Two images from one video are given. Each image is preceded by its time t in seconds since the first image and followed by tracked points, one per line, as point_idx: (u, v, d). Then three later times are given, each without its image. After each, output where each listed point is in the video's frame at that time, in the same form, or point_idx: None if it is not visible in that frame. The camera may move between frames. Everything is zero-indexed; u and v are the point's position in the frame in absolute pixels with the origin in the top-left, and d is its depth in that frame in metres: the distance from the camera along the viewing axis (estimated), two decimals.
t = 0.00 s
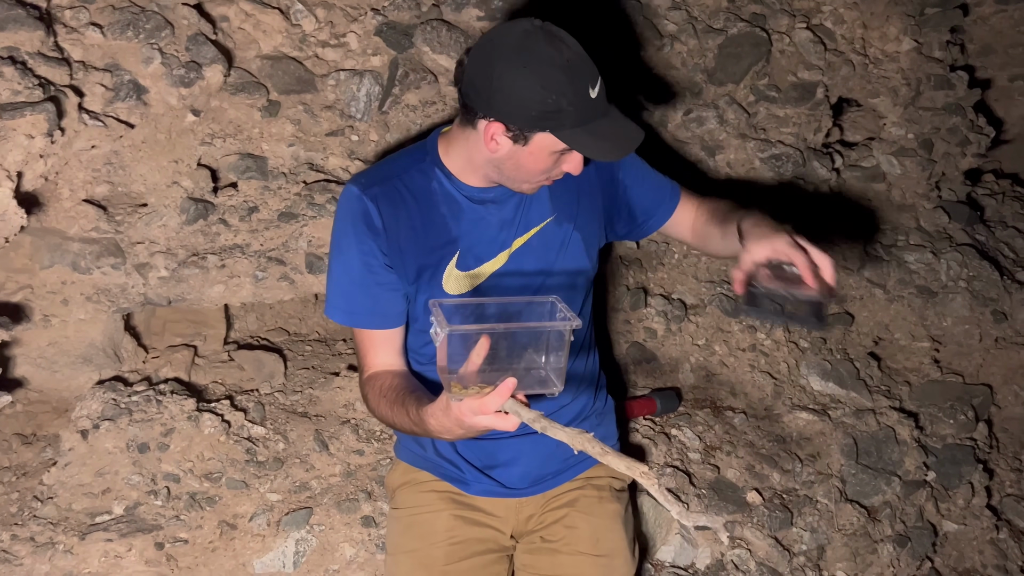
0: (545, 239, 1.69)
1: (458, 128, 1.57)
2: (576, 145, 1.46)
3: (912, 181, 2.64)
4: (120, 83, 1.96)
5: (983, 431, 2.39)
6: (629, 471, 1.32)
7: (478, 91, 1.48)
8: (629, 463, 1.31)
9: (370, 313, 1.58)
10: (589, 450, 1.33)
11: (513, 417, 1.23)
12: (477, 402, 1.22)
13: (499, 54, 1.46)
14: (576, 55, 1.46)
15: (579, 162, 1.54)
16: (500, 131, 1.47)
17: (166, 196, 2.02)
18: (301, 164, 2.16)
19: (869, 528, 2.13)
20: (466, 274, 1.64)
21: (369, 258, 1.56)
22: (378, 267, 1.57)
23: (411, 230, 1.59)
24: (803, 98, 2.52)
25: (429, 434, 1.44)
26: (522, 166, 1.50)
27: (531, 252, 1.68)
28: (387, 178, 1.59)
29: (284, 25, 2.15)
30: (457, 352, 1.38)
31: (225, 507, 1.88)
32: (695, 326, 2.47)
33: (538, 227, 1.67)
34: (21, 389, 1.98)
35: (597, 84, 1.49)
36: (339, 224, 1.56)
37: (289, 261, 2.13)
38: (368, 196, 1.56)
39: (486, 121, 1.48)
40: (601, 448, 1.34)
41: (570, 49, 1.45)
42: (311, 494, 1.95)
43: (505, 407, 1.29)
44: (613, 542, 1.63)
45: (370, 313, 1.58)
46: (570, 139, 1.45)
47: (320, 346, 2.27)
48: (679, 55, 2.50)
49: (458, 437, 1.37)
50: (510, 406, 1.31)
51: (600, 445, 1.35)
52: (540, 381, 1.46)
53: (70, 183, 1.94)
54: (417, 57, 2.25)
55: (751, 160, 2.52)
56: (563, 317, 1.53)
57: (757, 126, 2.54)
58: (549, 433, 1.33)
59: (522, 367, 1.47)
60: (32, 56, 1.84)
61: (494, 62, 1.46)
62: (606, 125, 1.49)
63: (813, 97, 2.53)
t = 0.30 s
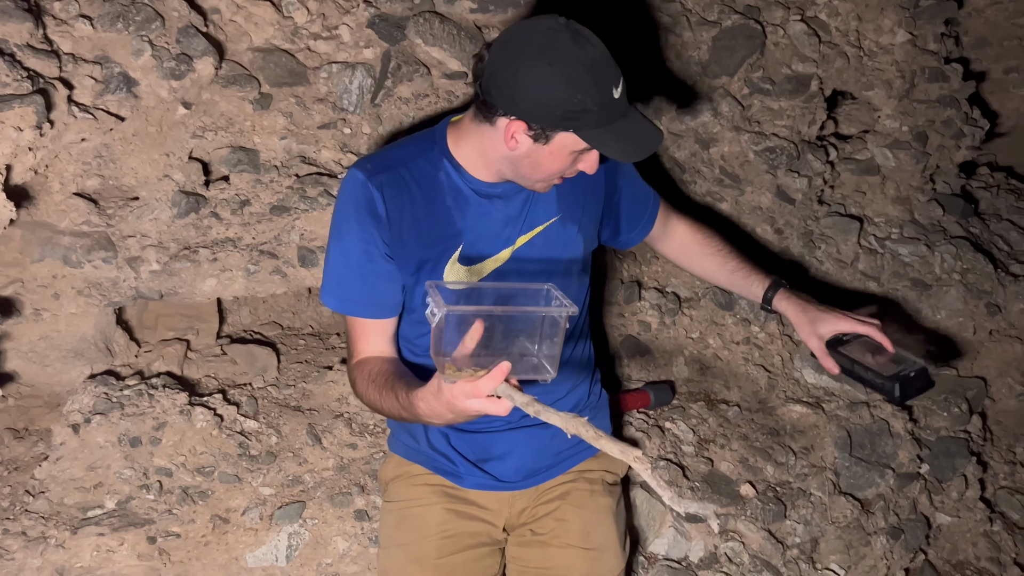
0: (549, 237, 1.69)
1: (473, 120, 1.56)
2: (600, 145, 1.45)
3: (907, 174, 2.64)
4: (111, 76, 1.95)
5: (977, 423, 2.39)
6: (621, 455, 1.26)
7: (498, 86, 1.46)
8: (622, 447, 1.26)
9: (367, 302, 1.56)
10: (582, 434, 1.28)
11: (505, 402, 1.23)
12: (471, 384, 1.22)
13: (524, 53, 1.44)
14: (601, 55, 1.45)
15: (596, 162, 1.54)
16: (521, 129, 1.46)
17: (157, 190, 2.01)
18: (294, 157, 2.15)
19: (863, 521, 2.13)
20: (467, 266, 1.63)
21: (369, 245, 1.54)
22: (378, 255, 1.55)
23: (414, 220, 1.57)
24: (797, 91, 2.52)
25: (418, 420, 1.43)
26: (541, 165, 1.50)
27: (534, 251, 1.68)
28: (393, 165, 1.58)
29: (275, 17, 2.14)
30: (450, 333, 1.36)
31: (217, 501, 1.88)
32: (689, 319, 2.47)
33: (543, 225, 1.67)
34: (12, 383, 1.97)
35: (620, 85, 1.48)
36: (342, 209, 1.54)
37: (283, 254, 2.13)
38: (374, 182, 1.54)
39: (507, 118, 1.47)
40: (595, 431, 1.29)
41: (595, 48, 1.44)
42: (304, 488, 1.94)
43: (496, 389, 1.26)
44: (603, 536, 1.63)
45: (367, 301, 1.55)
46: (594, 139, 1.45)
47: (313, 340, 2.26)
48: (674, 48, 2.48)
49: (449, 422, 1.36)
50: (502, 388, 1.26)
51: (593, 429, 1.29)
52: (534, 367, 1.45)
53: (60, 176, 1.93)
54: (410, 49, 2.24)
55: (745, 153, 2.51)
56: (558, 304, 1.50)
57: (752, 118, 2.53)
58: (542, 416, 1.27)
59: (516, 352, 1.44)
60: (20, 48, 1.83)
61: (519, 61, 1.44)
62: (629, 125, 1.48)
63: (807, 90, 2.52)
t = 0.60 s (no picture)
0: (556, 246, 1.70)
1: (489, 126, 1.56)
2: (619, 158, 1.47)
3: (907, 177, 2.64)
4: (112, 80, 1.95)
5: (978, 426, 2.39)
6: (633, 457, 1.24)
7: (519, 92, 1.46)
8: (635, 449, 1.24)
9: (375, 304, 1.56)
10: (595, 436, 1.27)
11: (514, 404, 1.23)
12: (480, 387, 1.22)
13: (550, 63, 1.43)
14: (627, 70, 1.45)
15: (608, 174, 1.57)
16: (542, 139, 1.47)
17: (159, 194, 2.02)
18: (295, 161, 2.15)
19: (865, 523, 2.13)
20: (477, 271, 1.63)
21: (379, 248, 1.54)
22: (388, 258, 1.55)
23: (425, 224, 1.57)
24: (797, 94, 2.52)
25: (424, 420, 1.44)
26: (558, 175, 1.52)
27: (541, 258, 1.69)
28: (405, 168, 1.58)
29: (277, 21, 2.15)
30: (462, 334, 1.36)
31: (219, 504, 1.88)
32: (689, 321, 2.47)
33: (552, 233, 1.68)
34: (13, 387, 1.97)
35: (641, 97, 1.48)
36: (354, 210, 1.54)
37: (284, 258, 2.12)
38: (387, 186, 1.54)
39: (528, 128, 1.48)
40: (607, 434, 1.28)
41: (622, 62, 1.44)
42: (306, 491, 1.94)
43: (507, 391, 1.26)
44: (605, 539, 1.63)
45: (376, 304, 1.55)
46: (613, 152, 1.46)
47: (314, 344, 2.27)
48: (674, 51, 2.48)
49: (457, 422, 1.37)
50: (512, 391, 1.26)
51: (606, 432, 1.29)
52: (542, 370, 1.45)
53: (62, 181, 1.94)
54: (411, 53, 2.25)
55: (745, 156, 2.51)
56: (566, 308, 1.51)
57: (752, 122, 2.53)
58: (552, 418, 1.28)
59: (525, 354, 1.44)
60: (23, 53, 1.84)
61: (545, 70, 1.43)
62: (648, 137, 1.48)
63: (808, 92, 2.52)
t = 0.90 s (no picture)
0: (557, 247, 1.69)
1: (493, 123, 1.57)
2: (627, 148, 1.49)
3: (903, 175, 2.64)
4: (107, 79, 1.95)
5: (974, 425, 2.39)
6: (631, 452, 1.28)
7: (524, 87, 1.48)
8: (632, 445, 1.28)
9: (374, 299, 1.55)
10: (593, 432, 1.29)
11: (513, 399, 1.23)
12: (480, 381, 1.23)
13: (554, 56, 1.45)
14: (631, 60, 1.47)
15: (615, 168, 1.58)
16: (550, 133, 1.48)
17: (154, 193, 2.01)
18: (291, 160, 2.15)
19: (861, 522, 2.13)
20: (478, 269, 1.63)
21: (380, 243, 1.54)
22: (389, 253, 1.54)
23: (427, 221, 1.57)
24: (794, 93, 2.52)
25: (423, 415, 1.44)
26: (566, 169, 1.52)
27: (541, 258, 1.69)
28: (409, 164, 1.57)
29: (272, 20, 2.14)
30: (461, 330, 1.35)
31: (214, 505, 1.87)
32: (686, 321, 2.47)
33: (552, 234, 1.67)
34: (8, 387, 1.97)
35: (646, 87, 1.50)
36: (356, 204, 1.54)
37: (279, 257, 2.11)
38: (390, 180, 1.54)
39: (536, 122, 1.49)
40: (605, 430, 1.30)
41: (625, 52, 1.46)
42: (302, 491, 1.94)
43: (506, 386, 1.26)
44: (602, 538, 1.63)
45: (375, 299, 1.55)
46: (621, 142, 1.48)
47: (311, 343, 2.26)
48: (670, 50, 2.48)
49: (455, 417, 1.38)
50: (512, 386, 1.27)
51: (604, 427, 1.30)
52: (541, 366, 1.44)
53: (56, 180, 1.93)
54: (407, 52, 2.24)
55: (742, 155, 2.51)
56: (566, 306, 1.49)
57: (749, 120, 2.53)
58: (550, 414, 1.29)
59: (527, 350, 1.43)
60: (17, 51, 1.83)
61: (549, 64, 1.45)
62: (655, 126, 1.50)
63: (804, 91, 2.52)
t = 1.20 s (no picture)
0: (558, 248, 1.70)
1: (497, 123, 1.58)
2: (633, 140, 1.49)
3: (903, 177, 2.64)
4: (108, 82, 1.95)
5: (974, 426, 2.39)
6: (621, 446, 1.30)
7: (531, 83, 1.49)
8: (623, 440, 1.29)
9: (374, 296, 1.55)
10: (584, 425, 1.31)
11: (507, 393, 1.24)
12: (474, 375, 1.23)
13: (557, 53, 1.46)
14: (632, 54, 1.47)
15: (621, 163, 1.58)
16: (557, 129, 1.49)
17: (154, 196, 2.01)
18: (291, 162, 2.15)
19: (861, 524, 2.13)
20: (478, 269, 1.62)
21: (382, 241, 1.54)
22: (390, 251, 1.55)
23: (430, 221, 1.57)
24: (793, 95, 2.52)
25: (420, 410, 1.43)
26: (573, 165, 1.53)
27: (543, 259, 1.69)
28: (412, 163, 1.57)
29: (272, 23, 2.15)
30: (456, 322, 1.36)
31: (214, 507, 1.87)
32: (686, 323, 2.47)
33: (555, 235, 1.68)
34: (8, 390, 1.97)
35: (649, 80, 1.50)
36: (359, 202, 1.54)
37: (280, 260, 2.11)
38: (393, 179, 1.54)
39: (542, 118, 1.49)
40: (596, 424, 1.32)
41: (626, 46, 1.46)
42: (302, 494, 1.94)
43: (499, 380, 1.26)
44: (601, 541, 1.63)
45: (375, 296, 1.55)
46: (627, 134, 1.48)
47: (311, 345, 2.26)
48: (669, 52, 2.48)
49: (451, 412, 1.37)
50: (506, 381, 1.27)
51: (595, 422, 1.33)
52: (535, 361, 1.43)
53: (56, 183, 1.93)
54: (407, 54, 2.24)
55: (741, 157, 2.51)
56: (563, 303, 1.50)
57: (748, 123, 2.54)
58: (543, 408, 1.30)
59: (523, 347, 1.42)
60: (18, 54, 1.83)
61: (553, 61, 1.46)
62: (659, 117, 1.51)
63: (803, 94, 2.53)
